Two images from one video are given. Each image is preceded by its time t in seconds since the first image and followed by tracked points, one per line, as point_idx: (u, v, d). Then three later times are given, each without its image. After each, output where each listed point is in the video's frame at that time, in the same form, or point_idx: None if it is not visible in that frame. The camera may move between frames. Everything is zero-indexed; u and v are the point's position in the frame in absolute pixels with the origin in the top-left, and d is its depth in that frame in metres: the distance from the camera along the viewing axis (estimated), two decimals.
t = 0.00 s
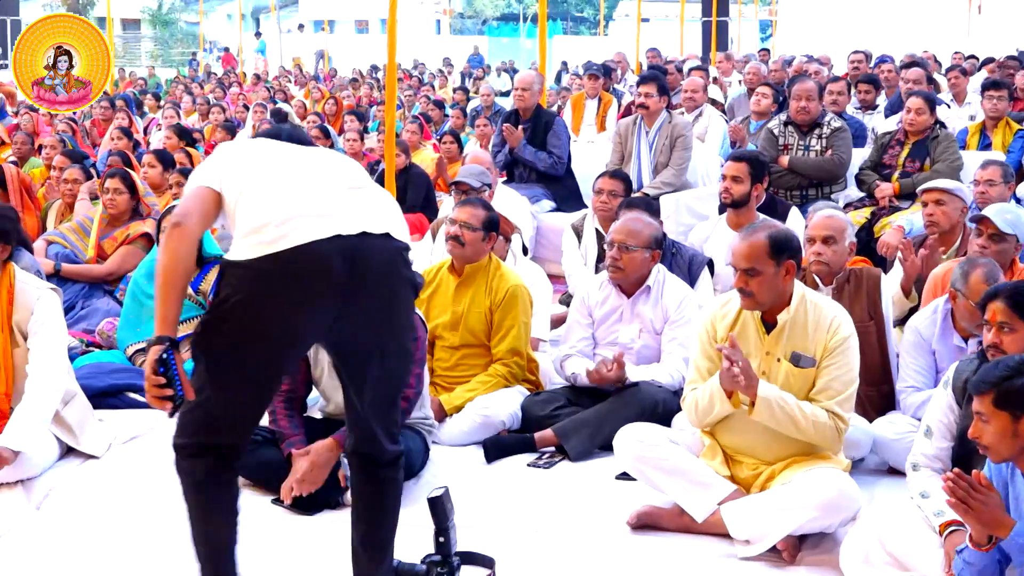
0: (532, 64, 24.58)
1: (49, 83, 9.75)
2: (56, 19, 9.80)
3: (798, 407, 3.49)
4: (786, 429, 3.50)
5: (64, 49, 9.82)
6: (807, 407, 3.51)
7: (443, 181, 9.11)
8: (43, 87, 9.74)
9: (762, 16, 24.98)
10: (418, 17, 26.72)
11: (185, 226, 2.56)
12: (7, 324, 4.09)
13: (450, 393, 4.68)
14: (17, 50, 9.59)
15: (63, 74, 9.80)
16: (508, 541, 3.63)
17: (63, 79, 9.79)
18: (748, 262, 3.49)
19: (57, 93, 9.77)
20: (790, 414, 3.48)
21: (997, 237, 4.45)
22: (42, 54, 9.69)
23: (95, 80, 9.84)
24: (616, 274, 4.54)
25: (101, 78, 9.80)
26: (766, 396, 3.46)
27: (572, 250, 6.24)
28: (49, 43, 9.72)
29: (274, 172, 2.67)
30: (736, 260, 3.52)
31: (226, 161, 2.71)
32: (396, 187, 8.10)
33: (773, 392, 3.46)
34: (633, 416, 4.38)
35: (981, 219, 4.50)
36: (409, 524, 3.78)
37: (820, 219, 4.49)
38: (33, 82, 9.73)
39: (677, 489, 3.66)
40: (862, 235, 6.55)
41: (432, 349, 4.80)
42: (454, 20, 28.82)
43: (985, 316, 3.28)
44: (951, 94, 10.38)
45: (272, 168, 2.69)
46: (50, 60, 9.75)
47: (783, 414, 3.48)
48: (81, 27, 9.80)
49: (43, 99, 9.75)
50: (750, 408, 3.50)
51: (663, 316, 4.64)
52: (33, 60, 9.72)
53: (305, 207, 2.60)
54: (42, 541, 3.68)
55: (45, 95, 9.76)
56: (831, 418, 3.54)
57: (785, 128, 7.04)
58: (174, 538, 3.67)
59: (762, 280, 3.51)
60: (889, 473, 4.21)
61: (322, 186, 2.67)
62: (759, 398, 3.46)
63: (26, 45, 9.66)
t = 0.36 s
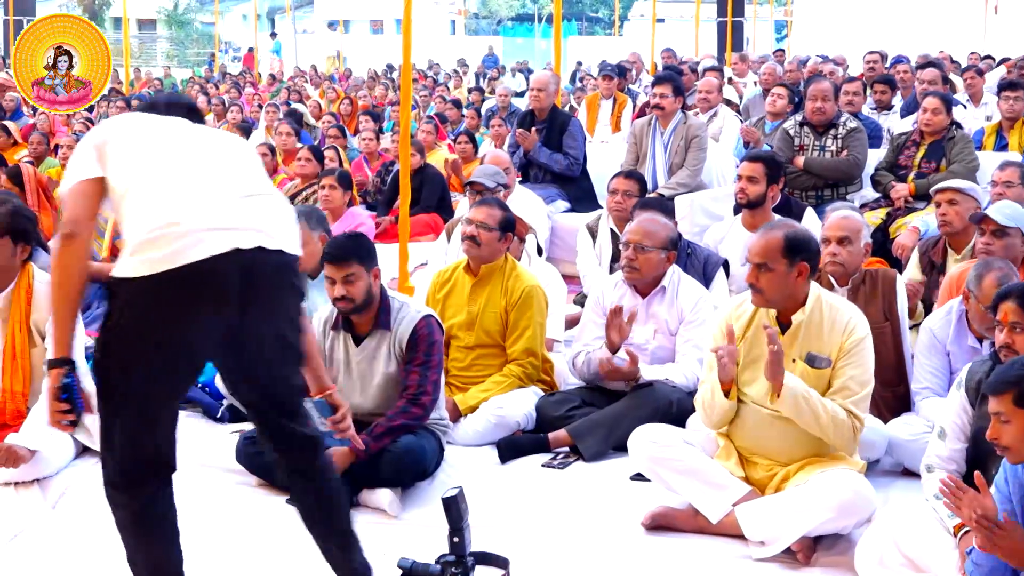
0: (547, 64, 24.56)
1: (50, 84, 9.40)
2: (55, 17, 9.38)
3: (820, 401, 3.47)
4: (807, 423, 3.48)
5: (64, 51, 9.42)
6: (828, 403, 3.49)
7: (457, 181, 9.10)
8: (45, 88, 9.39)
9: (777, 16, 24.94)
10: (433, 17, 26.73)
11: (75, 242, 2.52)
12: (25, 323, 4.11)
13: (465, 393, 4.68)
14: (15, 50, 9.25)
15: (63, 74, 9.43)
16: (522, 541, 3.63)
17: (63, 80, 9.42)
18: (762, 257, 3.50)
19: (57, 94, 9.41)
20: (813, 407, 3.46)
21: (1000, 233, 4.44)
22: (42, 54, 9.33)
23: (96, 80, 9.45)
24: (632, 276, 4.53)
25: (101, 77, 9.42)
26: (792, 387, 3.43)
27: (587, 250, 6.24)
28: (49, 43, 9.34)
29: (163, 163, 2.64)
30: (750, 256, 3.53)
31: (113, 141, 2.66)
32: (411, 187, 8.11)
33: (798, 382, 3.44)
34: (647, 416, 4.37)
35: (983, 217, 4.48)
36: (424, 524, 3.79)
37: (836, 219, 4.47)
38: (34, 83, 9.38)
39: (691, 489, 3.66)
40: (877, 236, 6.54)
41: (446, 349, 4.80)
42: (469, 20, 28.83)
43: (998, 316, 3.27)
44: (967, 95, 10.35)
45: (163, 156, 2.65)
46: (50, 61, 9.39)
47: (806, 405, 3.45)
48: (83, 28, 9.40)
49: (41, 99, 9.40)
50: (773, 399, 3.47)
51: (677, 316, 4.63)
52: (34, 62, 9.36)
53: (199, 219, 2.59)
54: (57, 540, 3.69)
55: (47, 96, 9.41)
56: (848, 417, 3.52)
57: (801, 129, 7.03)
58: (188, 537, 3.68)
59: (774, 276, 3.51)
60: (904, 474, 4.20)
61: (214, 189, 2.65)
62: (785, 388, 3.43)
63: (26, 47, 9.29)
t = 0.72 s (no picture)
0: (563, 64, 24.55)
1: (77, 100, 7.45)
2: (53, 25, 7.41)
3: (835, 407, 3.46)
4: (820, 428, 3.47)
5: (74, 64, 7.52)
6: (843, 406, 3.48)
7: (473, 181, 9.10)
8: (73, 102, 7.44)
9: (795, 17, 24.91)
10: (449, 17, 26.73)
11: None
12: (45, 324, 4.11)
13: (480, 393, 4.68)
14: None
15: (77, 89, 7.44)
16: (537, 541, 3.63)
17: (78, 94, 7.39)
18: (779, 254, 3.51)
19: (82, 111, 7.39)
20: (827, 413, 3.45)
21: (1020, 233, 4.42)
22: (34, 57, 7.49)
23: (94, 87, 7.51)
24: (648, 276, 4.53)
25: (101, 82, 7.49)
26: (804, 394, 3.43)
27: (603, 250, 6.24)
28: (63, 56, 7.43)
29: (43, 167, 2.53)
30: (769, 250, 3.55)
31: None
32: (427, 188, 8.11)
33: (810, 390, 3.44)
34: (664, 418, 4.37)
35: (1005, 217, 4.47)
36: (439, 525, 3.79)
37: (852, 219, 4.44)
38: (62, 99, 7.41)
39: (707, 490, 3.65)
40: (893, 237, 6.53)
41: (461, 349, 4.80)
42: (485, 21, 28.86)
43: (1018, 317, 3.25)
44: (984, 96, 10.32)
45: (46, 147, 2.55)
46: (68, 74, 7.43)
47: (819, 413, 3.45)
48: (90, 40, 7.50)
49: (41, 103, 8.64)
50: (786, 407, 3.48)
51: (693, 316, 4.63)
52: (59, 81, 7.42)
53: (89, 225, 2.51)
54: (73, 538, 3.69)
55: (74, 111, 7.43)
56: (866, 419, 3.51)
57: (817, 129, 7.01)
58: (204, 537, 3.68)
59: (789, 272, 3.52)
60: (921, 477, 4.18)
61: (97, 180, 2.57)
62: (796, 396, 3.43)
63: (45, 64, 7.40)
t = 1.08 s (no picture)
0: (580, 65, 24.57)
1: (50, 84, 9.63)
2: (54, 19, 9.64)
3: (847, 409, 3.47)
4: (833, 432, 3.49)
5: (65, 51, 9.68)
6: (856, 408, 3.48)
7: (489, 181, 9.11)
8: (44, 88, 9.60)
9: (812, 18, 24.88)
10: (465, 17, 26.75)
11: None
12: (62, 323, 4.12)
13: (496, 394, 4.68)
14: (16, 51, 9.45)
15: (64, 74, 9.68)
16: (554, 542, 3.63)
17: (63, 80, 9.68)
18: (796, 253, 3.51)
19: (57, 94, 9.66)
20: (838, 416, 3.47)
21: None
22: (43, 56, 9.55)
23: (97, 80, 9.72)
24: (664, 276, 4.52)
25: (101, 76, 9.68)
26: (815, 400, 3.45)
27: (619, 252, 6.23)
28: (49, 43, 9.59)
29: None
30: (786, 250, 3.54)
31: None
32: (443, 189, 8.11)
33: (821, 394, 3.45)
34: (679, 417, 4.37)
35: None
36: (455, 525, 3.79)
37: (869, 220, 4.44)
38: (33, 83, 9.57)
39: (724, 491, 3.64)
40: (911, 238, 6.52)
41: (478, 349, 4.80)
42: (502, 21, 28.91)
43: None
44: (1002, 97, 10.29)
45: None
46: (50, 61, 9.63)
47: (830, 416, 3.47)
48: (82, 28, 9.65)
49: (42, 99, 9.64)
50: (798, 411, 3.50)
51: (710, 318, 4.62)
52: (33, 62, 9.57)
53: None
54: (90, 538, 3.71)
55: (46, 95, 9.63)
56: (881, 422, 3.50)
57: (834, 130, 7.00)
58: (220, 537, 3.69)
59: (807, 272, 3.51)
60: (938, 478, 4.18)
61: None
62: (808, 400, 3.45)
63: (26, 47, 9.49)
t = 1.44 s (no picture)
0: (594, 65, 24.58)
1: (48, 83, 9.89)
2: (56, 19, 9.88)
3: (868, 402, 3.45)
4: (854, 424, 3.46)
5: (64, 50, 9.94)
6: (875, 404, 3.46)
7: (503, 182, 9.11)
8: (42, 88, 9.87)
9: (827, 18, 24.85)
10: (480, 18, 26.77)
11: None
12: (75, 323, 4.15)
13: (510, 394, 4.68)
14: (18, 51, 9.64)
15: (63, 74, 9.96)
16: (567, 542, 3.63)
17: (62, 79, 9.96)
18: (813, 253, 3.50)
19: (56, 93, 9.94)
20: (859, 407, 3.44)
21: None
22: (43, 56, 9.80)
23: (95, 80, 10.04)
24: (678, 276, 4.51)
25: (100, 77, 9.99)
26: (839, 388, 3.42)
27: (633, 252, 6.22)
28: (49, 43, 9.83)
29: None
30: (802, 249, 3.53)
31: None
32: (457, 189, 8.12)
33: (845, 383, 3.42)
34: (694, 418, 4.36)
35: None
36: (468, 525, 3.79)
37: (882, 221, 4.40)
38: (31, 83, 9.83)
39: (737, 492, 3.64)
40: (926, 238, 6.51)
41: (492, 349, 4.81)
42: (516, 21, 28.93)
43: None
44: (1017, 97, 10.26)
45: None
46: (49, 61, 9.88)
47: (852, 407, 3.43)
48: (81, 28, 9.92)
49: (42, 98, 9.90)
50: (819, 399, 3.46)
51: (724, 319, 4.62)
52: (32, 61, 9.80)
53: None
54: (105, 538, 3.71)
55: (44, 95, 9.91)
56: (897, 421, 3.50)
57: (850, 130, 6.98)
58: (234, 536, 3.69)
59: (824, 273, 3.51)
60: (953, 480, 4.18)
61: None
62: (832, 388, 3.41)
63: (26, 48, 9.73)
